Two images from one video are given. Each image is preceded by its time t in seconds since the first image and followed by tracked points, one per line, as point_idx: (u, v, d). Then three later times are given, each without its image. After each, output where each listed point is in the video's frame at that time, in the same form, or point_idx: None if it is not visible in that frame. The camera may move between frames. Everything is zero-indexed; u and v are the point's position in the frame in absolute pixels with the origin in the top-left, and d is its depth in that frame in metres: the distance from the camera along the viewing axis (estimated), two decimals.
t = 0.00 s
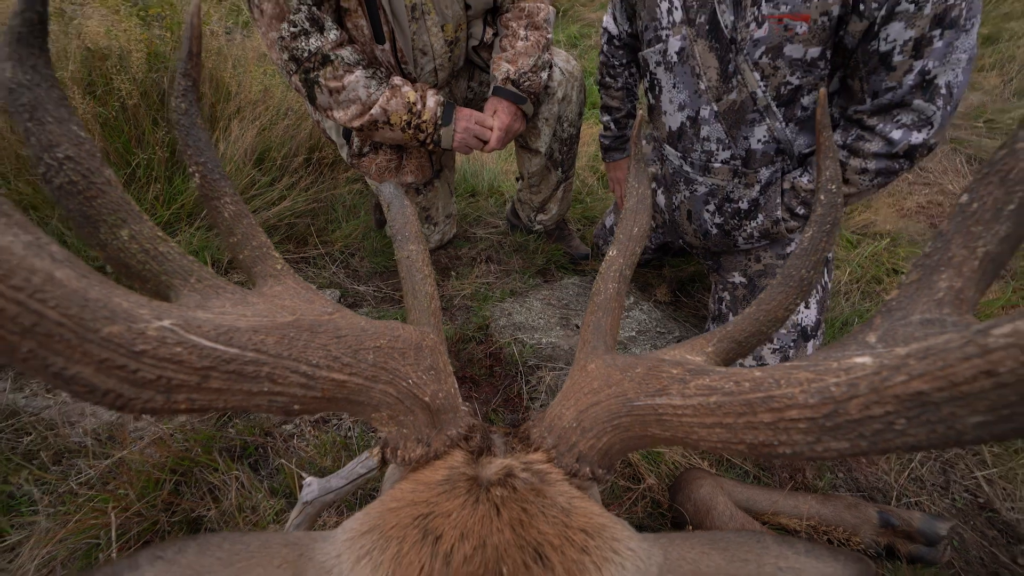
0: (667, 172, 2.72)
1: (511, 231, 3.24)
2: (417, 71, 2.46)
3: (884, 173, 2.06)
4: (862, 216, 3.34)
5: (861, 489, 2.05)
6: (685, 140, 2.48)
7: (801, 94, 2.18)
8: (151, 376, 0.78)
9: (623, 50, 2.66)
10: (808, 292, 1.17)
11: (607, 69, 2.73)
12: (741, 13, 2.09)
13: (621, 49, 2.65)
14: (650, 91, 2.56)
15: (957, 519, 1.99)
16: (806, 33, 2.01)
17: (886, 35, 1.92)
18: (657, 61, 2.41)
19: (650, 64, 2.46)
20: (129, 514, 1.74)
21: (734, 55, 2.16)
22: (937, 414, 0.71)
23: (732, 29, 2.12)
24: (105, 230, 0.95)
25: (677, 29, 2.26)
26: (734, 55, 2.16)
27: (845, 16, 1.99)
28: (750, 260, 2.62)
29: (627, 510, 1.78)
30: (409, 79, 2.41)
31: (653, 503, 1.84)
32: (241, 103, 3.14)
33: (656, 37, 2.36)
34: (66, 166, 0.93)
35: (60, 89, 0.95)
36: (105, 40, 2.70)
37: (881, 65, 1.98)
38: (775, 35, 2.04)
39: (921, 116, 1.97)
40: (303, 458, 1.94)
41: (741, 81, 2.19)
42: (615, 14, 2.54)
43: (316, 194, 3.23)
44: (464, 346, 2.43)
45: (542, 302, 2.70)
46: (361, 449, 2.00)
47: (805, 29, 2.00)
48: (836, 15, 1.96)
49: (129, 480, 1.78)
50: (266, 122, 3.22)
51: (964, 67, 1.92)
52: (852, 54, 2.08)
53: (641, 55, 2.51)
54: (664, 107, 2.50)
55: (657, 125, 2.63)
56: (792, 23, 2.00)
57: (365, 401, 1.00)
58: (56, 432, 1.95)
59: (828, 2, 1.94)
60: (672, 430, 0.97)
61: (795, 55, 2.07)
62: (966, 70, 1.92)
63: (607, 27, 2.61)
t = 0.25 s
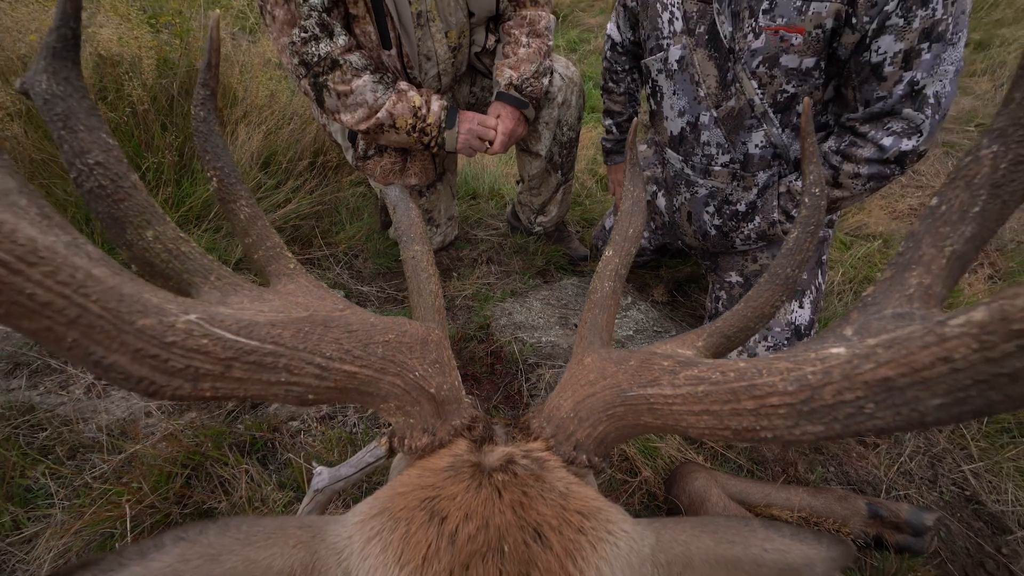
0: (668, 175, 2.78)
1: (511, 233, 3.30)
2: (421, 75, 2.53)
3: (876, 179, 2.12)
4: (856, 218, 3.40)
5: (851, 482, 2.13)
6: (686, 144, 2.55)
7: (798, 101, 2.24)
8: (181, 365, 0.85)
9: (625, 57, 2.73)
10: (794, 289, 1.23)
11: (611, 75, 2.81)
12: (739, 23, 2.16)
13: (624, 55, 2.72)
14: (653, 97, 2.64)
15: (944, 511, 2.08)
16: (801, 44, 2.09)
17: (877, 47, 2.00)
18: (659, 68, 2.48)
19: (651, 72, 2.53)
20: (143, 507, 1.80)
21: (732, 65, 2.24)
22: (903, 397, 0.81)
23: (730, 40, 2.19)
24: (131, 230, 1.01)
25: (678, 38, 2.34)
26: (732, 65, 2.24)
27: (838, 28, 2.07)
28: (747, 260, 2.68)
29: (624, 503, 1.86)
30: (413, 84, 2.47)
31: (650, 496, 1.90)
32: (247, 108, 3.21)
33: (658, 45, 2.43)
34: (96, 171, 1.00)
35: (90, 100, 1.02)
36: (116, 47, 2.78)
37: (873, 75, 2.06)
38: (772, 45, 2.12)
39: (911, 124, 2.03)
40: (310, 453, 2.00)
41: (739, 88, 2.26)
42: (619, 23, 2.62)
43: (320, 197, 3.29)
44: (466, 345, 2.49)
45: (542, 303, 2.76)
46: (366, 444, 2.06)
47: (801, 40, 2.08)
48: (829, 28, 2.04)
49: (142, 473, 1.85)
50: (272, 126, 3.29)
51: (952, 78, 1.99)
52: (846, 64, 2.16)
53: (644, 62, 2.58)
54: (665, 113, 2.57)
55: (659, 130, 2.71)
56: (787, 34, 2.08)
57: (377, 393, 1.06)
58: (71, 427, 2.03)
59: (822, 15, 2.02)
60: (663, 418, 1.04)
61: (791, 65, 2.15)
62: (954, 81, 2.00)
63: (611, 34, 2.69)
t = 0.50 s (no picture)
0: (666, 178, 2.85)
1: (511, 236, 3.38)
2: (422, 81, 2.60)
3: (865, 181, 2.18)
4: (849, 219, 3.48)
5: (841, 475, 2.20)
6: (682, 148, 2.62)
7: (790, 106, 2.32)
8: (209, 359, 0.94)
9: (625, 64, 2.80)
10: (777, 287, 1.31)
11: (610, 81, 2.88)
12: (732, 32, 2.23)
13: (623, 63, 2.78)
14: (650, 103, 2.72)
15: (931, 503, 2.14)
16: (791, 52, 2.17)
17: (864, 55, 2.07)
18: (656, 75, 2.56)
19: (649, 78, 2.61)
20: (159, 501, 1.87)
21: (726, 71, 2.31)
22: (867, 383, 0.89)
23: (724, 48, 2.27)
24: (156, 237, 1.09)
25: (674, 46, 2.42)
26: (726, 71, 2.31)
27: (827, 37, 2.15)
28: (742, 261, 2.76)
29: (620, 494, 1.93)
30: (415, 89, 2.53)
31: (646, 489, 1.97)
32: (251, 115, 3.30)
33: (655, 53, 2.51)
34: (124, 182, 1.07)
35: (118, 116, 1.10)
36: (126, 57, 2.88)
37: (860, 82, 2.13)
38: (763, 53, 2.20)
39: (897, 129, 2.10)
40: (318, 449, 2.08)
41: (733, 94, 2.34)
42: (617, 31, 2.69)
43: (323, 201, 3.36)
44: (467, 345, 2.57)
45: (541, 303, 2.84)
46: (371, 440, 2.14)
47: (791, 48, 2.16)
48: (817, 36, 2.12)
49: (156, 470, 1.92)
50: (276, 133, 3.37)
51: (936, 85, 2.06)
52: (835, 71, 2.24)
53: (642, 69, 2.66)
54: (662, 118, 2.65)
55: (657, 135, 2.78)
56: (778, 42, 2.16)
57: (388, 386, 1.12)
58: (87, 427, 2.11)
59: (810, 24, 2.09)
60: (653, 408, 1.11)
61: (782, 72, 2.22)
62: (938, 88, 2.06)
63: (611, 41, 2.75)
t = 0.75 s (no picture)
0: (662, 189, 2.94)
1: (508, 242, 3.46)
2: (425, 90, 2.67)
3: (851, 196, 2.25)
4: (838, 230, 3.59)
5: (824, 478, 2.28)
6: (677, 161, 2.72)
7: (780, 122, 2.42)
8: (231, 354, 1.03)
9: (624, 77, 2.89)
10: (757, 296, 1.39)
11: (609, 93, 2.97)
12: (726, 51, 2.31)
13: (622, 76, 2.88)
14: (648, 116, 2.81)
15: (909, 505, 2.23)
16: (781, 72, 2.27)
17: (850, 77, 2.17)
18: (653, 89, 2.66)
19: (647, 92, 2.70)
20: (166, 494, 1.95)
21: (720, 88, 2.39)
22: (832, 382, 0.99)
23: (719, 67, 2.34)
24: (178, 240, 1.16)
25: (671, 63, 2.52)
26: (720, 88, 2.40)
27: (815, 59, 2.25)
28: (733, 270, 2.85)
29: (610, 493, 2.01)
30: (419, 97, 2.60)
31: (635, 488, 2.05)
32: (256, 119, 3.37)
33: (653, 68, 2.61)
34: (149, 189, 1.14)
35: (143, 126, 1.18)
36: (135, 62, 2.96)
37: (846, 101, 2.23)
38: (755, 72, 2.30)
39: (881, 147, 2.18)
40: (319, 446, 2.15)
41: (726, 110, 2.43)
42: (616, 47, 2.79)
43: (325, 205, 3.43)
44: (464, 347, 2.65)
45: (537, 308, 2.92)
46: (370, 438, 2.21)
47: (780, 68, 2.26)
48: (806, 58, 2.22)
49: (161, 464, 1.99)
50: (280, 138, 3.45)
51: (919, 106, 2.13)
52: (823, 91, 2.34)
53: (640, 84, 2.76)
54: (659, 131, 2.75)
55: (654, 147, 2.88)
56: (769, 62, 2.26)
57: (394, 383, 1.20)
58: (93, 422, 2.17)
59: (799, 47, 2.20)
60: (639, 406, 1.19)
61: (772, 90, 2.33)
62: (920, 109, 2.13)
63: (611, 56, 2.85)
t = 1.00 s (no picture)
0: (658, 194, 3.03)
1: (508, 245, 3.54)
2: (428, 98, 2.76)
3: (839, 203, 2.34)
4: (831, 234, 3.67)
5: (813, 474, 2.36)
6: (673, 167, 2.80)
7: (772, 131, 2.50)
8: (255, 352, 1.11)
9: (621, 85, 2.97)
10: (744, 299, 1.48)
11: (607, 100, 3.04)
12: (720, 63, 2.39)
13: (620, 84, 2.96)
14: (645, 123, 2.90)
15: (895, 501, 2.31)
16: (773, 83, 2.35)
17: (838, 88, 2.25)
18: (650, 98, 2.74)
19: (644, 101, 2.78)
20: (180, 489, 2.04)
21: (714, 98, 2.49)
22: (806, 377, 1.09)
23: (713, 77, 2.43)
24: (200, 246, 1.24)
25: (667, 73, 2.60)
26: (714, 98, 2.49)
27: (805, 71, 2.33)
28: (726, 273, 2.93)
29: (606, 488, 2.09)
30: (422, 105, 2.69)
31: (630, 484, 2.14)
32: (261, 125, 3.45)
33: (650, 78, 2.69)
34: (175, 199, 1.22)
35: (168, 141, 1.26)
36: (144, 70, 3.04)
37: (834, 112, 2.31)
38: (748, 83, 2.38)
39: (867, 156, 2.27)
40: (326, 443, 2.24)
41: (720, 119, 2.51)
42: (613, 56, 2.87)
43: (328, 210, 3.51)
44: (465, 348, 2.73)
45: (536, 310, 3.01)
46: (374, 435, 2.30)
47: (772, 79, 2.34)
48: (796, 70, 2.30)
49: (175, 460, 2.08)
50: (284, 143, 3.53)
51: (903, 117, 2.23)
52: (812, 101, 2.42)
53: (637, 92, 2.84)
54: (655, 138, 2.83)
55: (650, 154, 2.96)
56: (761, 74, 2.35)
57: (404, 381, 1.28)
58: (108, 419, 2.26)
59: (790, 59, 2.28)
60: (631, 402, 1.27)
61: (764, 101, 2.41)
62: (905, 119, 2.23)
63: (608, 64, 2.92)
